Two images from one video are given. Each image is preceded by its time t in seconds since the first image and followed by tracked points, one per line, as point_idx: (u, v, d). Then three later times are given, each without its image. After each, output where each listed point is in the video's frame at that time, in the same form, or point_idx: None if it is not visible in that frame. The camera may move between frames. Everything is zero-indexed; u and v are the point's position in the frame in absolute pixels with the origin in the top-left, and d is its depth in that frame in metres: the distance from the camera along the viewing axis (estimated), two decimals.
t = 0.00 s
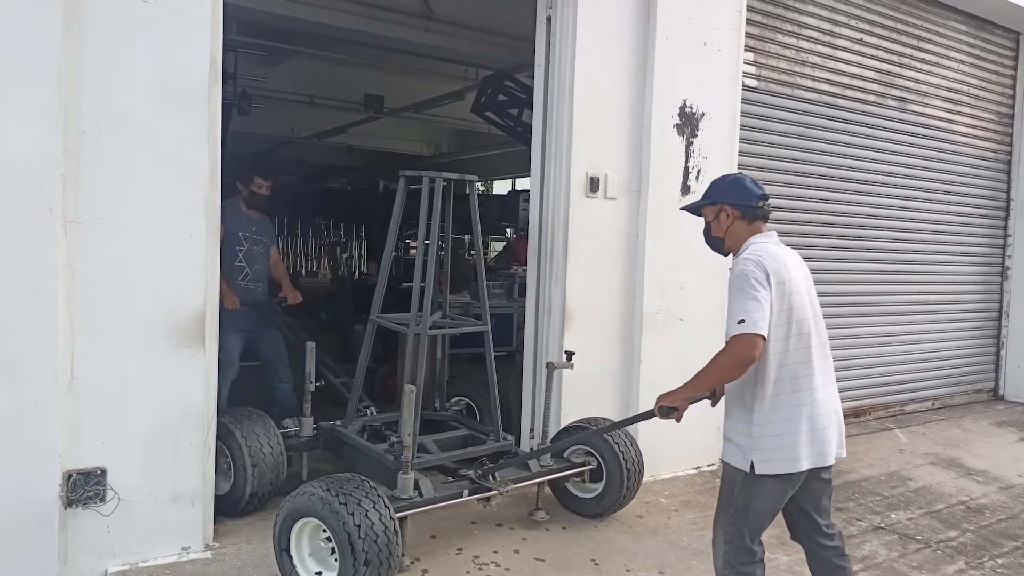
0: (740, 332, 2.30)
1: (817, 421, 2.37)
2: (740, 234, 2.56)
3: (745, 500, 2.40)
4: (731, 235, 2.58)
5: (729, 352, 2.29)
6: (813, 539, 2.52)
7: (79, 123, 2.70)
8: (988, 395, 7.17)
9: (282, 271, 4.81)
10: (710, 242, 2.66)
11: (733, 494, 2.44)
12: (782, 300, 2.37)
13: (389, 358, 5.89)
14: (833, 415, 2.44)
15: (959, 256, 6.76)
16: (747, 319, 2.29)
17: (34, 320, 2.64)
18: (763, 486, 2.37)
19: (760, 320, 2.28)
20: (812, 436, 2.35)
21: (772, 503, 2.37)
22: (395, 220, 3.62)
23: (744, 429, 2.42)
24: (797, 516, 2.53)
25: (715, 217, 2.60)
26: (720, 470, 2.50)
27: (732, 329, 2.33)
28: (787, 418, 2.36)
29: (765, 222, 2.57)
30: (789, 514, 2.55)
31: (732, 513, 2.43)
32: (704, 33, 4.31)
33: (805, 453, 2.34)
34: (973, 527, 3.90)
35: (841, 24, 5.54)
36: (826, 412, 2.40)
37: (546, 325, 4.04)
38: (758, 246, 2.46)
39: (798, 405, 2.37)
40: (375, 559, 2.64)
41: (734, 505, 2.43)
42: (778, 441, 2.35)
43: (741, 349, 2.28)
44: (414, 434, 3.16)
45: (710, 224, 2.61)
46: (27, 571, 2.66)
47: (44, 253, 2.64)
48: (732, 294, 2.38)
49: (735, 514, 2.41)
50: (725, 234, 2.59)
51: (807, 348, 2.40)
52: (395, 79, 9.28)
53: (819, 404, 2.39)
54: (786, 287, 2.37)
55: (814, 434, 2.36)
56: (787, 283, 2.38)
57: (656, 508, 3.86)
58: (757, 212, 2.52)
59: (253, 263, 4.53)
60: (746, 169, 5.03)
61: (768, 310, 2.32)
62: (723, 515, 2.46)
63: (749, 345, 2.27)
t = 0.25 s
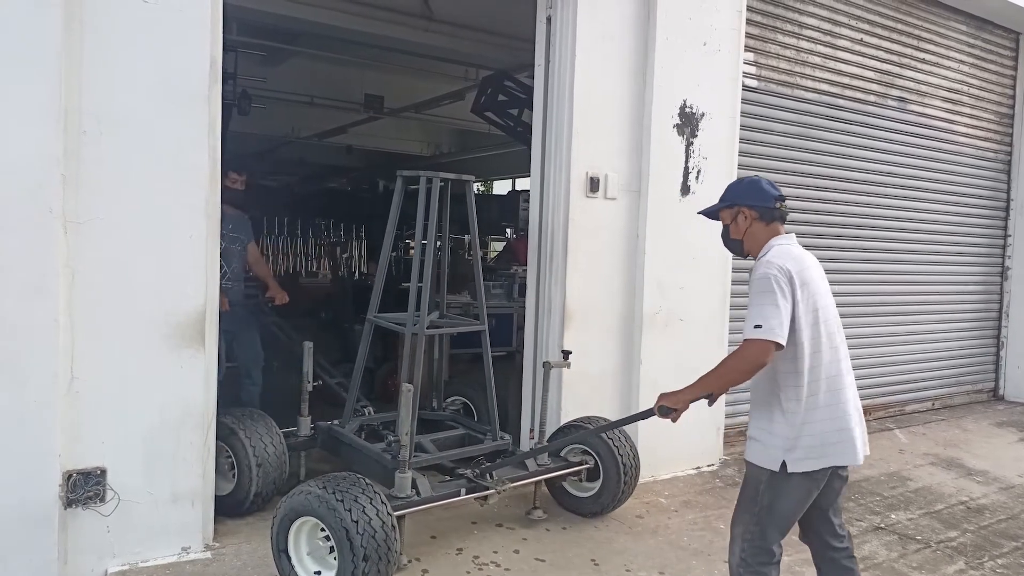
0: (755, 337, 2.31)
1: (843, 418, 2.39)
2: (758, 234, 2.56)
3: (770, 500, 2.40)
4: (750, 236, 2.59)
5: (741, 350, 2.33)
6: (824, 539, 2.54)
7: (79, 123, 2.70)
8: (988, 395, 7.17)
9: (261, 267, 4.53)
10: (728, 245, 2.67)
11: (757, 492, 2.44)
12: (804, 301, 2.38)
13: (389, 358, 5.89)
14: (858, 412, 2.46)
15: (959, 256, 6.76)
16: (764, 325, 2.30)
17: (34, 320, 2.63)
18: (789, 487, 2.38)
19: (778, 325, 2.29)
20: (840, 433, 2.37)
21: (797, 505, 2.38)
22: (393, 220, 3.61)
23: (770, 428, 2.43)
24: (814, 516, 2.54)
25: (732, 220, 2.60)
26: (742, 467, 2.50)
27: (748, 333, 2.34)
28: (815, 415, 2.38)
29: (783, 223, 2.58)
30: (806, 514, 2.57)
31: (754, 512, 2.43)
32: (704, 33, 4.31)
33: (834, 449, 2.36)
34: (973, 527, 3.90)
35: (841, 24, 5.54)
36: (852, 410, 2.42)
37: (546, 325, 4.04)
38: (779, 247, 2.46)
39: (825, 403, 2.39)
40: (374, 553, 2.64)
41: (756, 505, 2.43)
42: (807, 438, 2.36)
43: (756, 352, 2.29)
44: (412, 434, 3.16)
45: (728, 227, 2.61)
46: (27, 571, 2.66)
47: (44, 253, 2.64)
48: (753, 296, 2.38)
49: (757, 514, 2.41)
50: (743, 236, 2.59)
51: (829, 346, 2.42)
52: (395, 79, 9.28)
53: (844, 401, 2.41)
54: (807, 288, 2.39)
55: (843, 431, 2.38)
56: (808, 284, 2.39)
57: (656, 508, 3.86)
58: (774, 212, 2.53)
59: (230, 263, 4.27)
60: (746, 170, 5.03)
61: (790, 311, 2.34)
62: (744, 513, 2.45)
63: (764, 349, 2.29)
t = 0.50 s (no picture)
0: (760, 338, 2.30)
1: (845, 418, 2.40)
2: (761, 237, 2.55)
3: (773, 500, 2.40)
4: (753, 240, 2.57)
5: (744, 351, 2.34)
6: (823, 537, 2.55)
7: (81, 125, 2.70)
8: (989, 395, 7.16)
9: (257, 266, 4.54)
10: (733, 249, 2.66)
11: (760, 492, 2.43)
12: (806, 302, 2.37)
13: (390, 359, 5.89)
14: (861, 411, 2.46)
15: (960, 256, 6.76)
16: (766, 326, 2.30)
17: (36, 322, 2.64)
18: (791, 487, 2.38)
19: (781, 327, 2.29)
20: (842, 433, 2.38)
21: (799, 505, 2.38)
22: (393, 220, 3.61)
23: (775, 428, 2.43)
24: (815, 516, 2.55)
25: (734, 223, 2.60)
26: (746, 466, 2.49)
27: (750, 334, 2.34)
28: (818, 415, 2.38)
29: (785, 224, 2.57)
30: (808, 515, 2.56)
31: (757, 512, 2.42)
32: (705, 34, 4.31)
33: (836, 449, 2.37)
34: (974, 527, 3.90)
35: (841, 25, 5.54)
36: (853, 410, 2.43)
37: (547, 325, 4.04)
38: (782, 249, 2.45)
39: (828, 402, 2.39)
40: (377, 554, 2.64)
41: (759, 504, 2.43)
42: (810, 438, 2.36)
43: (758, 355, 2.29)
44: (412, 434, 3.16)
45: (730, 231, 2.61)
46: (28, 571, 2.66)
47: (44, 254, 2.64)
48: (755, 298, 2.38)
49: (760, 514, 2.41)
50: (746, 240, 2.59)
51: (831, 346, 2.42)
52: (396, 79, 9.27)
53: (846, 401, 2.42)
54: (810, 289, 2.39)
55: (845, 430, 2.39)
56: (810, 285, 2.39)
57: (657, 509, 3.86)
58: (776, 215, 2.52)
59: (226, 261, 4.26)
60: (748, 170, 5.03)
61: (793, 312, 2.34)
62: (747, 513, 2.45)
63: (769, 351, 2.29)
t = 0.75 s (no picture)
0: (760, 339, 2.30)
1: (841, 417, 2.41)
2: (759, 238, 2.55)
3: (769, 499, 2.40)
4: (750, 241, 2.57)
5: (744, 352, 2.34)
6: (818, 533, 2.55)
7: (81, 124, 2.70)
8: (989, 396, 7.16)
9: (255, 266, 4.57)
10: (731, 249, 2.66)
11: (755, 490, 2.43)
12: (803, 301, 2.38)
13: (390, 359, 5.89)
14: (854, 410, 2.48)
15: (961, 257, 6.76)
16: (766, 327, 2.30)
17: (36, 322, 2.64)
18: (786, 486, 2.38)
19: (780, 327, 2.29)
20: (838, 432, 2.39)
21: (795, 503, 2.39)
22: (393, 220, 3.61)
23: (771, 426, 2.42)
24: (810, 514, 2.54)
25: (731, 224, 2.60)
26: (741, 465, 2.48)
27: (750, 334, 2.34)
28: (815, 414, 2.38)
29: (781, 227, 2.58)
30: (802, 514, 2.56)
31: (752, 511, 2.42)
32: (706, 34, 4.31)
33: (832, 448, 2.37)
34: (974, 528, 3.90)
35: (842, 25, 5.54)
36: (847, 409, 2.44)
37: (547, 326, 4.04)
38: (779, 249, 2.45)
39: (824, 401, 2.39)
40: (378, 553, 2.64)
41: (755, 503, 2.42)
42: (807, 437, 2.36)
43: (759, 358, 2.29)
44: (411, 434, 3.17)
45: (728, 231, 2.61)
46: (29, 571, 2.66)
47: (44, 253, 2.64)
48: (753, 299, 2.38)
49: (756, 513, 2.41)
50: (743, 240, 2.59)
51: (827, 346, 2.43)
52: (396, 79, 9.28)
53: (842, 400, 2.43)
54: (806, 290, 2.39)
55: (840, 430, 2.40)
56: (807, 286, 2.40)
57: (657, 509, 3.86)
58: (774, 216, 2.52)
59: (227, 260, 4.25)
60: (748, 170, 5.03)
61: (791, 312, 2.34)
62: (742, 512, 2.45)
63: (770, 352, 2.29)
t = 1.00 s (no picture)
0: (760, 341, 2.30)
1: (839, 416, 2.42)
2: (753, 241, 2.55)
3: (769, 498, 2.39)
4: (745, 243, 2.57)
5: (742, 354, 2.33)
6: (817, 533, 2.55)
7: (82, 125, 2.70)
8: (990, 396, 7.16)
9: (255, 266, 4.57)
10: (725, 251, 2.66)
11: (755, 490, 2.42)
12: (800, 302, 2.39)
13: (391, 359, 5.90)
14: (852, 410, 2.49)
15: (961, 257, 6.75)
16: (765, 328, 2.30)
17: (37, 322, 2.64)
18: (787, 486, 2.37)
19: (779, 328, 2.29)
20: (837, 431, 2.39)
21: (795, 502, 2.38)
22: (391, 220, 3.61)
23: (772, 427, 2.42)
24: (808, 514, 2.54)
25: (726, 227, 2.60)
26: (741, 465, 2.47)
27: (749, 336, 2.34)
28: (814, 414, 2.39)
29: (776, 228, 2.57)
30: (801, 513, 2.56)
31: (752, 511, 2.42)
32: (706, 34, 4.31)
33: (832, 447, 2.38)
34: (975, 528, 3.89)
35: (842, 25, 5.54)
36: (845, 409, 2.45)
37: (548, 326, 4.04)
38: (773, 253, 2.45)
39: (824, 400, 2.40)
40: (376, 550, 2.64)
41: (755, 502, 2.42)
42: (807, 436, 2.36)
43: (758, 360, 2.29)
44: (410, 434, 3.16)
45: (722, 234, 2.60)
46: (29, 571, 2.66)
47: (45, 253, 2.64)
48: (750, 301, 2.38)
49: (756, 512, 2.41)
50: (738, 243, 2.58)
51: (824, 347, 2.44)
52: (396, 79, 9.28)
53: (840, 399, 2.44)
54: (803, 291, 2.40)
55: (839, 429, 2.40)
56: (803, 287, 2.41)
57: (657, 509, 3.86)
58: (768, 220, 2.52)
59: (226, 260, 4.25)
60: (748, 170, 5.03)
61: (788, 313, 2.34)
62: (742, 512, 2.45)
63: (770, 353, 2.29)
